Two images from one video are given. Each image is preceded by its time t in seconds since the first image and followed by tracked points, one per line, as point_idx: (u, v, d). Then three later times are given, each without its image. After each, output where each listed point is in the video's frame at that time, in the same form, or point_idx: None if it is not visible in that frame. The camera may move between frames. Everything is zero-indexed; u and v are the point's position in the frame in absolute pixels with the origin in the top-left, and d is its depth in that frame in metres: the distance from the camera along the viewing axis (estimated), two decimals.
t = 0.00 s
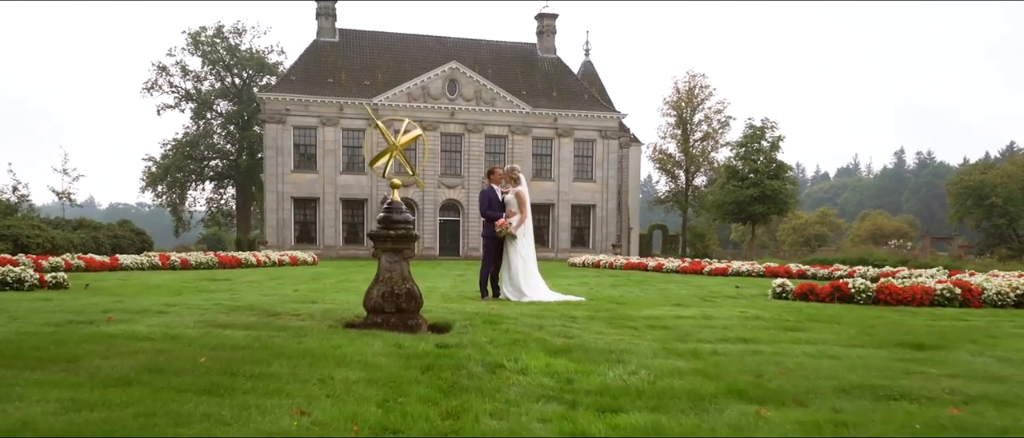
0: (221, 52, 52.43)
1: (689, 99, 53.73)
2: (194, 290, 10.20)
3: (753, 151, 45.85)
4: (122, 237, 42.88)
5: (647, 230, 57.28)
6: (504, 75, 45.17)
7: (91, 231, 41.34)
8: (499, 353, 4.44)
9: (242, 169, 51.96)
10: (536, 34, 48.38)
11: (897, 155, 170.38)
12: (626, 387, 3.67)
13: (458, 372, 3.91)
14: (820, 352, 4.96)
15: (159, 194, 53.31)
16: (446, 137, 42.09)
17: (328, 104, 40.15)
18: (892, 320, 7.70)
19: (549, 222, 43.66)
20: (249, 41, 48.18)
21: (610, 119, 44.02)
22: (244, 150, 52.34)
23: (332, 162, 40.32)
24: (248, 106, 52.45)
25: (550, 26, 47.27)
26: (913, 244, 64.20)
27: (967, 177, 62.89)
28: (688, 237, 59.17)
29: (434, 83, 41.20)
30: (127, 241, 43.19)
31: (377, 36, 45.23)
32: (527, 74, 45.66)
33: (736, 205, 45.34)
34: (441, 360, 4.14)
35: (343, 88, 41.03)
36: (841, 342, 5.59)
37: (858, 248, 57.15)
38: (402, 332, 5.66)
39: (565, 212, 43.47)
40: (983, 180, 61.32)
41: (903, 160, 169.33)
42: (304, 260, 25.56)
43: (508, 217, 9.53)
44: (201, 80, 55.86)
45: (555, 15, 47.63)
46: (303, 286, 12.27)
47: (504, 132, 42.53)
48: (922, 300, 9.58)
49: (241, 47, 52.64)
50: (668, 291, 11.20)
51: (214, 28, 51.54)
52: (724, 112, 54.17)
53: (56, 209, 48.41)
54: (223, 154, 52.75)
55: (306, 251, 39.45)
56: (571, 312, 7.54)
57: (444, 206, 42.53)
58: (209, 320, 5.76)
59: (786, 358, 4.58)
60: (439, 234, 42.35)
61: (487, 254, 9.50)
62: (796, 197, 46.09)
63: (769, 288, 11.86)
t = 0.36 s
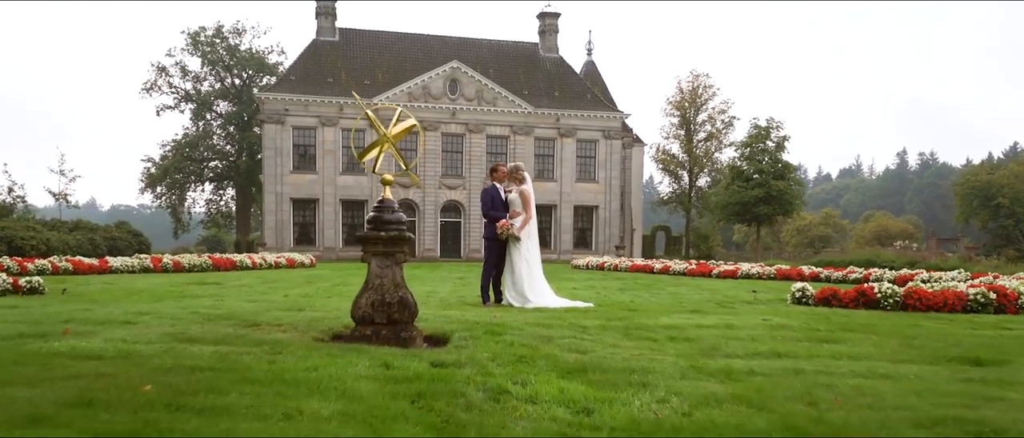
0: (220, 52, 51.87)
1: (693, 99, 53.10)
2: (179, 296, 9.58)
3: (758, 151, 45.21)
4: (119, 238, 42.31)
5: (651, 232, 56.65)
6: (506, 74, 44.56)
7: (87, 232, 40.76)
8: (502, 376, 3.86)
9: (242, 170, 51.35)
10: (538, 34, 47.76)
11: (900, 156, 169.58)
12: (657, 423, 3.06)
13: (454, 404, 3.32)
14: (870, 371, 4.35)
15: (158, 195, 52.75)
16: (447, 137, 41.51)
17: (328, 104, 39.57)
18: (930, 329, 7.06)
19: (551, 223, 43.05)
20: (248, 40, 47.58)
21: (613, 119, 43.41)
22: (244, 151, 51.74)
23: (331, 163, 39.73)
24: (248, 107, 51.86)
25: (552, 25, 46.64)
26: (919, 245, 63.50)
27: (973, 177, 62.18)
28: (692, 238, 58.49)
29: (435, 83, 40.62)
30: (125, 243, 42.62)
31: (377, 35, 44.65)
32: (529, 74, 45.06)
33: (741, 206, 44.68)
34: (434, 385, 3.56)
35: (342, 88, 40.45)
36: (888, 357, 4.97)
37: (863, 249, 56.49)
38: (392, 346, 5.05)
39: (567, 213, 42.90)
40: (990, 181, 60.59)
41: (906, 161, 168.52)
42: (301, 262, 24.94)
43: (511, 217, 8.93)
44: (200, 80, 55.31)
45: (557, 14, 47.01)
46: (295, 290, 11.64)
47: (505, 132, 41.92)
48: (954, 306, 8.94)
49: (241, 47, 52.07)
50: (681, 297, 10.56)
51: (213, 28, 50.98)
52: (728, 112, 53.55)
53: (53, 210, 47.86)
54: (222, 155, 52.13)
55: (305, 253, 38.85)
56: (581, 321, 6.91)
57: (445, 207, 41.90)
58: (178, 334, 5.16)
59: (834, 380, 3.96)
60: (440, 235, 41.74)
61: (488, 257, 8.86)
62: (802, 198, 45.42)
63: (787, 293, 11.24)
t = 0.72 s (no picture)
0: (217, 53, 51.30)
1: (695, 99, 52.51)
2: (158, 305, 8.96)
3: (762, 151, 44.60)
4: (114, 241, 41.66)
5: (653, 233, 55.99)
6: (505, 74, 43.95)
7: (82, 235, 40.09)
8: (501, 409, 3.26)
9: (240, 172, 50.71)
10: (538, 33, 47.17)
11: (901, 156, 168.93)
12: None
13: None
14: (933, 399, 3.72)
15: (156, 198, 52.14)
16: (447, 138, 40.92)
17: (326, 104, 38.96)
18: (974, 340, 6.41)
19: (552, 225, 42.44)
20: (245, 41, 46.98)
21: (614, 119, 42.82)
22: (242, 152, 51.10)
23: (330, 164, 39.11)
24: (246, 108, 51.22)
25: (553, 25, 46.02)
26: (923, 245, 62.85)
27: (978, 177, 61.53)
28: (694, 239, 57.84)
29: (434, 83, 40.06)
30: (120, 245, 41.98)
31: (376, 35, 44.05)
32: (529, 73, 44.46)
33: (745, 207, 44.06)
34: (419, 427, 2.97)
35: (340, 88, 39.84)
36: (945, 379, 4.34)
37: (867, 250, 55.85)
38: (378, 370, 4.42)
39: (569, 214, 42.29)
40: (994, 181, 59.95)
41: (907, 161, 167.84)
42: (297, 265, 24.32)
43: (513, 220, 8.32)
44: (198, 82, 54.73)
45: (557, 13, 46.40)
46: (283, 297, 11.00)
47: (505, 132, 41.31)
48: (989, 314, 8.31)
49: (239, 48, 51.49)
50: (693, 304, 9.91)
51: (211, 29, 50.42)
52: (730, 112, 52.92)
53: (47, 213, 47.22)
54: (221, 157, 51.51)
55: (303, 256, 38.23)
56: (590, 334, 6.28)
57: (444, 208, 41.25)
58: (130, 353, 4.53)
59: (896, 413, 3.34)
60: (440, 237, 41.11)
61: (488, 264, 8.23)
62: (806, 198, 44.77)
63: (804, 299, 10.59)
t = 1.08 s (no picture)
0: (215, 54, 50.66)
1: (697, 98, 51.89)
2: (133, 316, 8.32)
3: (766, 151, 43.93)
4: (109, 244, 41.06)
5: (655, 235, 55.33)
6: (505, 74, 43.30)
7: (76, 238, 39.49)
8: None
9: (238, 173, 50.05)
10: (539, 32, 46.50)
11: (902, 156, 168.13)
12: None
13: None
14: None
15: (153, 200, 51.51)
16: (446, 138, 40.27)
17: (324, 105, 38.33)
18: None
19: (553, 226, 41.80)
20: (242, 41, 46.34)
21: (616, 119, 42.18)
22: (240, 154, 50.44)
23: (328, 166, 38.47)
24: (244, 109, 50.58)
25: (554, 24, 45.35)
26: (928, 246, 62.15)
27: (983, 177, 60.81)
28: (696, 240, 57.19)
29: (434, 82, 39.44)
30: (115, 248, 41.38)
31: (374, 34, 43.40)
32: (530, 73, 43.81)
33: (749, 207, 43.40)
34: None
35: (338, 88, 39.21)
36: (1021, 413, 3.71)
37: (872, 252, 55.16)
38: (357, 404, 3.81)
39: (570, 215, 41.66)
40: (1000, 180, 59.25)
41: (908, 161, 167.09)
42: (292, 269, 23.69)
43: (514, 224, 7.68)
44: (195, 83, 54.10)
45: (558, 12, 45.74)
46: (270, 305, 10.35)
47: (506, 132, 40.67)
48: None
49: (236, 48, 50.87)
50: (707, 313, 9.24)
51: (208, 29, 49.79)
52: (733, 111, 52.27)
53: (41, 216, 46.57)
54: (218, 158, 50.85)
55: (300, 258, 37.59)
56: (600, 351, 5.65)
57: (444, 210, 40.60)
58: (69, 384, 3.90)
59: None
60: (439, 239, 40.47)
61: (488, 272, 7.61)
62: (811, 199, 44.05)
63: (825, 308, 9.92)
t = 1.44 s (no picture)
0: (211, 54, 50.07)
1: (697, 99, 51.30)
2: (100, 328, 7.68)
3: (768, 151, 43.31)
4: (101, 247, 40.41)
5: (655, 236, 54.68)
6: (504, 73, 42.66)
7: (67, 240, 38.86)
8: None
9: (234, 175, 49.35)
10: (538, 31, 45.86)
11: (901, 157, 167.54)
12: None
13: None
14: None
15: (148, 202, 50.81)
16: (443, 139, 39.64)
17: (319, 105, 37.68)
18: None
19: (552, 227, 41.17)
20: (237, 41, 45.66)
21: (616, 119, 41.56)
22: (236, 155, 49.73)
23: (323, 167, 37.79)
24: (240, 110, 49.89)
25: (553, 22, 44.72)
26: (931, 247, 61.52)
27: (986, 177, 60.17)
28: (697, 242, 56.55)
29: (431, 82, 38.86)
30: (106, 251, 40.71)
31: (371, 33, 42.75)
32: (528, 73, 43.17)
33: (752, 209, 42.79)
34: None
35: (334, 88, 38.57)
36: None
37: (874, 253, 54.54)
38: None
39: (570, 216, 41.04)
40: (1003, 181, 58.63)
41: (908, 161, 166.50)
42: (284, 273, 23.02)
43: (512, 228, 7.05)
44: (191, 83, 53.41)
45: (557, 11, 45.10)
46: (252, 314, 9.74)
47: (504, 133, 40.04)
48: None
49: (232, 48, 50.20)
50: (719, 322, 8.62)
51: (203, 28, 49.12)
52: (734, 112, 51.67)
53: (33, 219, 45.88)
54: (214, 160, 50.15)
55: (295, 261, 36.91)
56: (608, 372, 5.04)
57: (442, 211, 39.96)
58: None
59: None
60: (437, 241, 39.78)
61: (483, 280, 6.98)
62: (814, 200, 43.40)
63: (843, 318, 9.31)
